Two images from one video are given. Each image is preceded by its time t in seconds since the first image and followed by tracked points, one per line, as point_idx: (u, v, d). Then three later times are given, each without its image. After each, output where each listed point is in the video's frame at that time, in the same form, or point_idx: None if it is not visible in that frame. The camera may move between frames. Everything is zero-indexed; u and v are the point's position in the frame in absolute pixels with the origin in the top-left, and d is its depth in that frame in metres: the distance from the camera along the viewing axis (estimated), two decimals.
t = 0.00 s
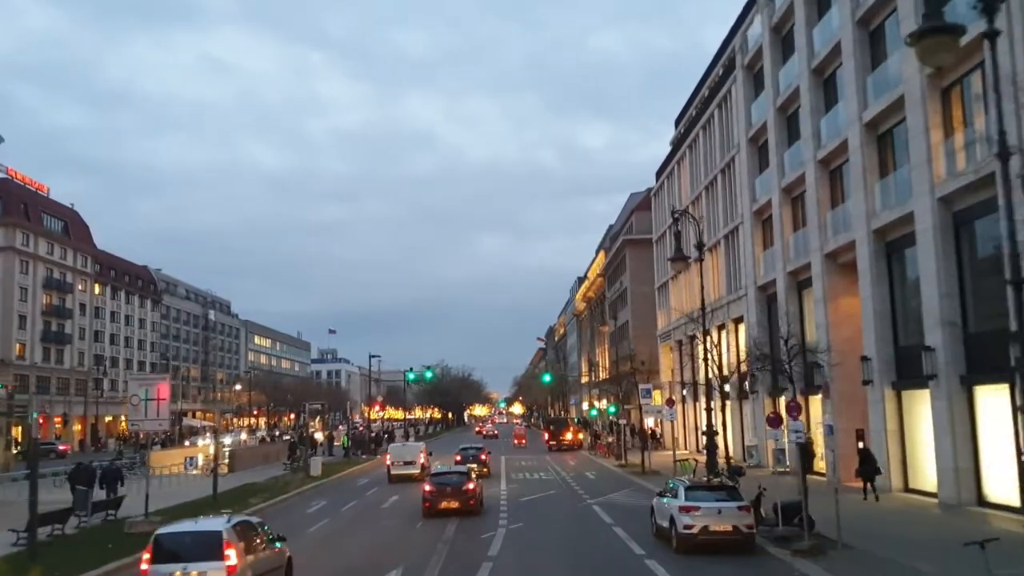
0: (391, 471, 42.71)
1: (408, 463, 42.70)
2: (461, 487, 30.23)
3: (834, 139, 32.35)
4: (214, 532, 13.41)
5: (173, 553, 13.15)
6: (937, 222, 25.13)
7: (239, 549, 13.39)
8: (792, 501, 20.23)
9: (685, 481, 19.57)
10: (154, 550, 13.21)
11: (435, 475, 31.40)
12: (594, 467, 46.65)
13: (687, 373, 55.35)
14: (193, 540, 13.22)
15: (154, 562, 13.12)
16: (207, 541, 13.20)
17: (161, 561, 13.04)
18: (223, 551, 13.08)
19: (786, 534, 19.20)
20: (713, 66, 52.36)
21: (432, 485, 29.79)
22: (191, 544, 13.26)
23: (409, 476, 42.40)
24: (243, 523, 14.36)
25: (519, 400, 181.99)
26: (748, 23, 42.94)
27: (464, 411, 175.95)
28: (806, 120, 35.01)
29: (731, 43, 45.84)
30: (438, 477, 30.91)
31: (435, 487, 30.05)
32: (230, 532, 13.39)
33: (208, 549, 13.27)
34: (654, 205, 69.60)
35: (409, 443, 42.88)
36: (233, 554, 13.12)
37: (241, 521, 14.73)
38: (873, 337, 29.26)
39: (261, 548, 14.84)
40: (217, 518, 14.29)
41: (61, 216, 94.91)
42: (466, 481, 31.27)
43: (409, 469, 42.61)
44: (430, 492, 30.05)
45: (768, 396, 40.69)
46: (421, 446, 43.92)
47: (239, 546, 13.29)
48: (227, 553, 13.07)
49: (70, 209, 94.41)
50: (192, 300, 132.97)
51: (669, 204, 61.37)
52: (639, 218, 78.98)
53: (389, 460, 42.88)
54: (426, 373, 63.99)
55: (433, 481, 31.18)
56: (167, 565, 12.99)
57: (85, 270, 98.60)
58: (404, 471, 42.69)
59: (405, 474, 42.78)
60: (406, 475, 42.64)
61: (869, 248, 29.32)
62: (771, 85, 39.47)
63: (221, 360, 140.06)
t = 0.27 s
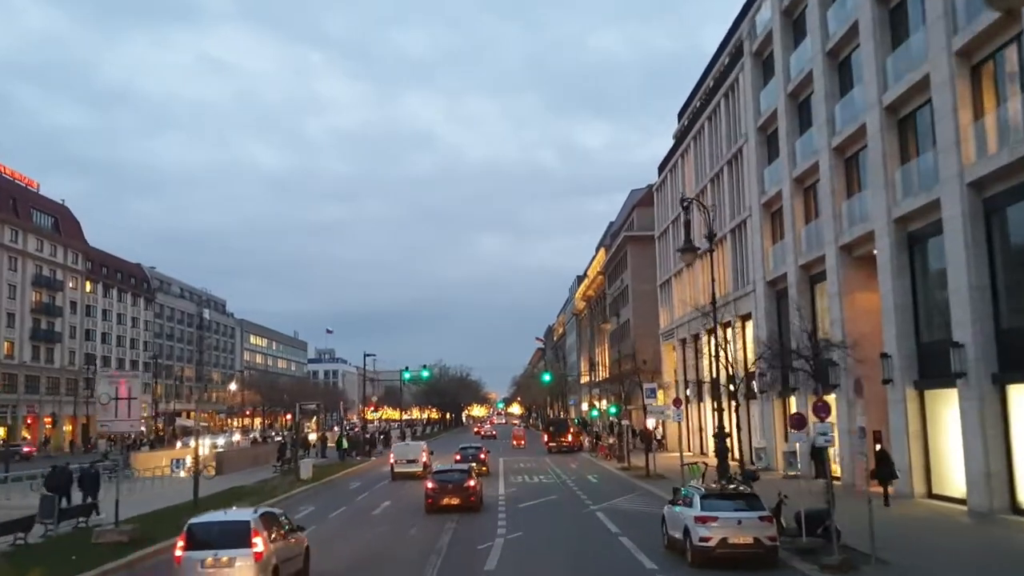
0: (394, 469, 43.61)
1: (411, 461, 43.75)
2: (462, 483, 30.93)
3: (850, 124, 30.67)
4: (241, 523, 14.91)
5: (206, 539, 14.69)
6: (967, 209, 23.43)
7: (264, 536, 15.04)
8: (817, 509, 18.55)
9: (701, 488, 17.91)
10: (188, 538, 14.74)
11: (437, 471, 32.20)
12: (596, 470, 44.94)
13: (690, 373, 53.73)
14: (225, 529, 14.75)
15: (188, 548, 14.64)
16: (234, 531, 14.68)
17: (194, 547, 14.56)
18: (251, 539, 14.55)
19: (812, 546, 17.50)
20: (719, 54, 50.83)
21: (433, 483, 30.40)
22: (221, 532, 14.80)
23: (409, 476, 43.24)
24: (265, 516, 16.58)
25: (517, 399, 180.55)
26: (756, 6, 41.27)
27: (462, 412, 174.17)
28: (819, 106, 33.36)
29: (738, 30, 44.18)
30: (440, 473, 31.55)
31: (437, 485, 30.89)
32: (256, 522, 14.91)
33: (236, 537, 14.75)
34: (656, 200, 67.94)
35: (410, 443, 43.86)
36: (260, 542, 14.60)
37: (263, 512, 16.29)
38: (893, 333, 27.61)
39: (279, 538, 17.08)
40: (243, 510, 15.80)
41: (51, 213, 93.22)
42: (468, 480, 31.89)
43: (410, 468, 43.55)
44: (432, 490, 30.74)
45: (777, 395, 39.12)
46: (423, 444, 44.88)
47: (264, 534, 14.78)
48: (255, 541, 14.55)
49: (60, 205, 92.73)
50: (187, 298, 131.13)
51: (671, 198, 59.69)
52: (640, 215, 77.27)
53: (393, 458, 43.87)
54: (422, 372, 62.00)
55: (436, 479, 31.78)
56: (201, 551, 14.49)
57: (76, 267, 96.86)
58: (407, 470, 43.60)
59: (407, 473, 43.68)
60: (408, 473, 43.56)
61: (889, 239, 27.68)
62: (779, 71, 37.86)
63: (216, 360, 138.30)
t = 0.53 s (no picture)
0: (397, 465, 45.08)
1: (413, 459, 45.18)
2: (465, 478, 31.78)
3: (869, 107, 28.92)
4: (264, 514, 17.85)
5: (234, 528, 17.61)
6: (1001, 193, 21.73)
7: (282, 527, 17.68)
8: (846, 518, 16.88)
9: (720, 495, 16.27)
10: (217, 527, 17.64)
11: (438, 470, 33.37)
12: (599, 472, 43.26)
13: (695, 371, 52.13)
14: (249, 520, 17.68)
15: (217, 536, 17.56)
16: (258, 522, 17.60)
17: (222, 535, 17.44)
18: (272, 527, 17.43)
19: (843, 560, 15.85)
20: (725, 41, 49.12)
21: (436, 478, 31.16)
22: (245, 523, 17.74)
23: (413, 471, 46.32)
24: (288, 508, 18.78)
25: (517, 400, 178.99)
26: None
27: (460, 412, 172.46)
28: (835, 90, 31.61)
29: (747, 15, 42.48)
30: (442, 470, 32.63)
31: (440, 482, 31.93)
32: (276, 513, 17.88)
33: (260, 526, 17.54)
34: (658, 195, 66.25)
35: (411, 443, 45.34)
36: (281, 531, 17.51)
37: (285, 505, 19.02)
38: (917, 327, 25.97)
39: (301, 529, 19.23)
40: (265, 503, 18.71)
41: (41, 210, 91.59)
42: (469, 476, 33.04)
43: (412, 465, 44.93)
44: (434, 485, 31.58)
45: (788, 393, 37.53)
46: (424, 442, 46.35)
47: (286, 523, 17.69)
48: (275, 530, 17.47)
49: (50, 202, 91.10)
50: (181, 297, 129.38)
51: (675, 193, 57.97)
52: (642, 211, 75.61)
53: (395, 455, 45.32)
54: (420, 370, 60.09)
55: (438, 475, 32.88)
56: (228, 539, 17.37)
57: (67, 265, 95.16)
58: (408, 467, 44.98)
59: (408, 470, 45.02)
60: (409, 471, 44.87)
61: (914, 227, 25.98)
62: (791, 55, 36.18)
63: (212, 359, 136.57)
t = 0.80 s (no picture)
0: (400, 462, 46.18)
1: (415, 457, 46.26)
2: (467, 476, 32.03)
3: (891, 89, 27.19)
4: (283, 509, 18.06)
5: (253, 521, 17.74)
6: None
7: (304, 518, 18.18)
8: (884, 531, 15.21)
9: (744, 505, 14.64)
10: (240, 519, 17.73)
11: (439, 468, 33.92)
12: (601, 475, 41.60)
13: (700, 371, 50.50)
14: (268, 514, 17.87)
15: (239, 528, 17.64)
16: (276, 516, 17.76)
17: (244, 527, 17.54)
18: (293, 519, 17.74)
19: None
20: (733, 29, 47.40)
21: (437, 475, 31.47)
22: (264, 516, 17.90)
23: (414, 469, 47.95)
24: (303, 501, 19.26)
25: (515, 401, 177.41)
26: None
27: (459, 413, 170.78)
28: (852, 72, 29.90)
29: None
30: (443, 469, 33.01)
31: (440, 479, 32.01)
32: (294, 507, 18.13)
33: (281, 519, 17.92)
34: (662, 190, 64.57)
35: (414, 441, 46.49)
36: (299, 522, 17.75)
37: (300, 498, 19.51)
38: (944, 323, 24.30)
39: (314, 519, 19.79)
40: (282, 497, 18.93)
41: (32, 207, 89.88)
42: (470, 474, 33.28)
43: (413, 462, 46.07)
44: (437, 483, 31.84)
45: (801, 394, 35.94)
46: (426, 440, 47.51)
47: (304, 516, 17.98)
48: (295, 522, 17.68)
49: (41, 199, 89.38)
50: (176, 296, 127.59)
51: (680, 187, 56.34)
52: (645, 207, 73.93)
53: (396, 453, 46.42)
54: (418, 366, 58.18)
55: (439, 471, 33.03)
56: (251, 529, 17.48)
57: (58, 263, 93.47)
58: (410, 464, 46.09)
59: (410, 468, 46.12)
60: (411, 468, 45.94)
61: (941, 216, 24.31)
62: (804, 39, 34.48)
63: (207, 360, 134.80)
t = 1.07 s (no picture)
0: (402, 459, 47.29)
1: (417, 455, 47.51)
2: (467, 474, 32.90)
3: (916, 68, 25.48)
4: (300, 503, 19.66)
5: (273, 515, 19.35)
6: None
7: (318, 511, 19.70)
8: (930, 547, 13.51)
9: (775, 518, 12.99)
10: (260, 512, 19.29)
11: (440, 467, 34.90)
12: (605, 477, 39.95)
13: (706, 369, 48.88)
14: (286, 509, 19.46)
15: (260, 520, 19.22)
16: (294, 511, 19.35)
17: (265, 520, 19.14)
18: (309, 512, 19.33)
19: None
20: (741, 15, 45.75)
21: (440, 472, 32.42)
22: (283, 511, 19.52)
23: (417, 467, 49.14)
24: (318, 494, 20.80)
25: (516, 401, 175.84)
26: None
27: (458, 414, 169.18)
28: (872, 52, 28.20)
29: None
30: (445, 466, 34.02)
31: (443, 477, 33.02)
32: (310, 501, 19.70)
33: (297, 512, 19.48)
34: (665, 185, 62.99)
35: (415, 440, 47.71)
36: (314, 515, 19.31)
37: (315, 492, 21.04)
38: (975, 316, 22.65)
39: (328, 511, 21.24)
40: (299, 493, 20.51)
41: (23, 204, 88.38)
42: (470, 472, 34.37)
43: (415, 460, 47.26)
44: (438, 480, 32.51)
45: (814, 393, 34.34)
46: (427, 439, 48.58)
47: (319, 509, 19.55)
48: (310, 515, 19.25)
49: (32, 195, 87.87)
50: (171, 295, 126.00)
51: (684, 180, 54.73)
52: (647, 203, 72.31)
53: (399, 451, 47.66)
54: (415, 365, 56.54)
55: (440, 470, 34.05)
56: (271, 522, 19.06)
57: (49, 261, 91.91)
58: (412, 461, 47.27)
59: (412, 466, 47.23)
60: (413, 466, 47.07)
61: (972, 201, 22.63)
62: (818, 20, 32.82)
63: (203, 360, 133.23)
